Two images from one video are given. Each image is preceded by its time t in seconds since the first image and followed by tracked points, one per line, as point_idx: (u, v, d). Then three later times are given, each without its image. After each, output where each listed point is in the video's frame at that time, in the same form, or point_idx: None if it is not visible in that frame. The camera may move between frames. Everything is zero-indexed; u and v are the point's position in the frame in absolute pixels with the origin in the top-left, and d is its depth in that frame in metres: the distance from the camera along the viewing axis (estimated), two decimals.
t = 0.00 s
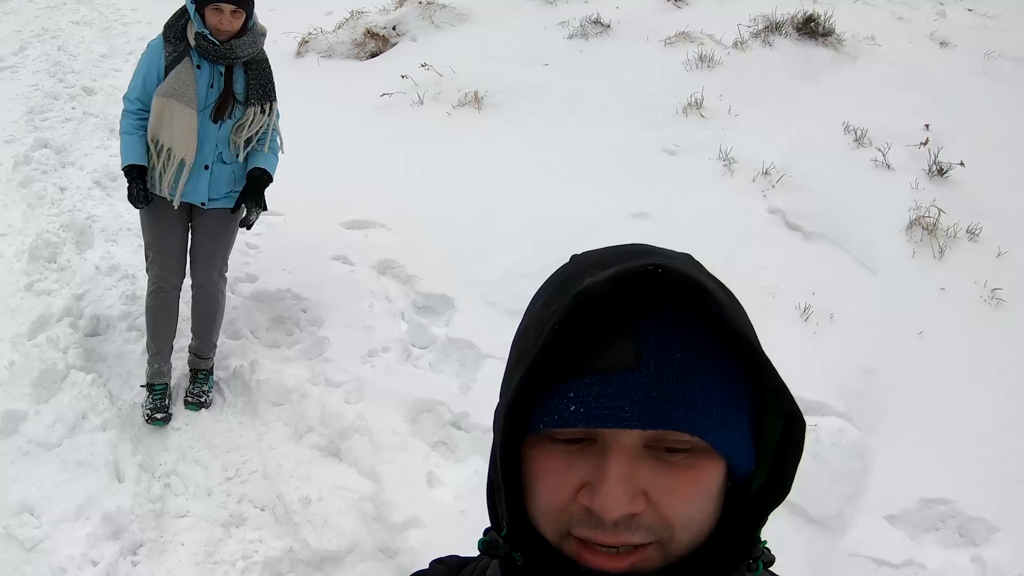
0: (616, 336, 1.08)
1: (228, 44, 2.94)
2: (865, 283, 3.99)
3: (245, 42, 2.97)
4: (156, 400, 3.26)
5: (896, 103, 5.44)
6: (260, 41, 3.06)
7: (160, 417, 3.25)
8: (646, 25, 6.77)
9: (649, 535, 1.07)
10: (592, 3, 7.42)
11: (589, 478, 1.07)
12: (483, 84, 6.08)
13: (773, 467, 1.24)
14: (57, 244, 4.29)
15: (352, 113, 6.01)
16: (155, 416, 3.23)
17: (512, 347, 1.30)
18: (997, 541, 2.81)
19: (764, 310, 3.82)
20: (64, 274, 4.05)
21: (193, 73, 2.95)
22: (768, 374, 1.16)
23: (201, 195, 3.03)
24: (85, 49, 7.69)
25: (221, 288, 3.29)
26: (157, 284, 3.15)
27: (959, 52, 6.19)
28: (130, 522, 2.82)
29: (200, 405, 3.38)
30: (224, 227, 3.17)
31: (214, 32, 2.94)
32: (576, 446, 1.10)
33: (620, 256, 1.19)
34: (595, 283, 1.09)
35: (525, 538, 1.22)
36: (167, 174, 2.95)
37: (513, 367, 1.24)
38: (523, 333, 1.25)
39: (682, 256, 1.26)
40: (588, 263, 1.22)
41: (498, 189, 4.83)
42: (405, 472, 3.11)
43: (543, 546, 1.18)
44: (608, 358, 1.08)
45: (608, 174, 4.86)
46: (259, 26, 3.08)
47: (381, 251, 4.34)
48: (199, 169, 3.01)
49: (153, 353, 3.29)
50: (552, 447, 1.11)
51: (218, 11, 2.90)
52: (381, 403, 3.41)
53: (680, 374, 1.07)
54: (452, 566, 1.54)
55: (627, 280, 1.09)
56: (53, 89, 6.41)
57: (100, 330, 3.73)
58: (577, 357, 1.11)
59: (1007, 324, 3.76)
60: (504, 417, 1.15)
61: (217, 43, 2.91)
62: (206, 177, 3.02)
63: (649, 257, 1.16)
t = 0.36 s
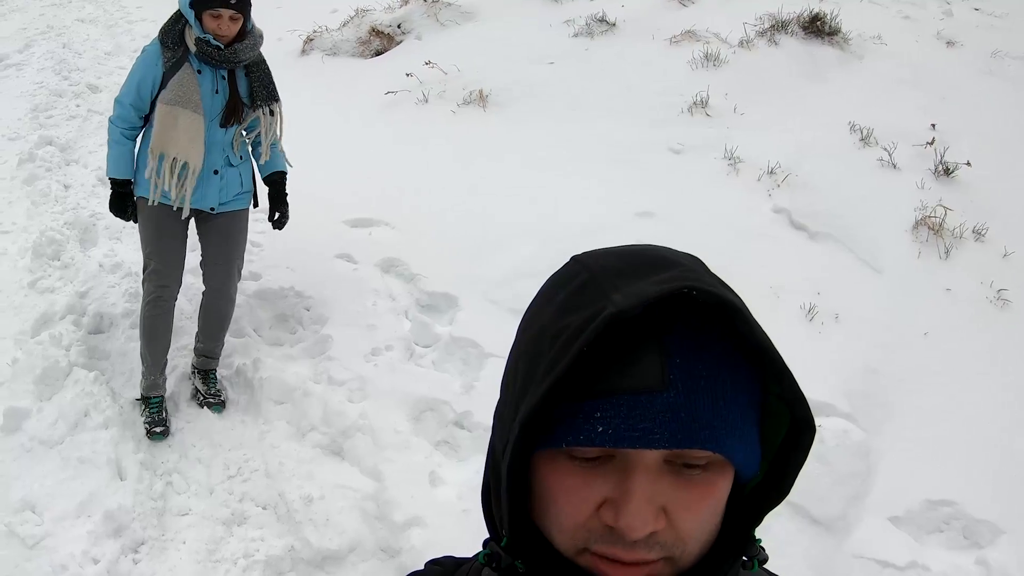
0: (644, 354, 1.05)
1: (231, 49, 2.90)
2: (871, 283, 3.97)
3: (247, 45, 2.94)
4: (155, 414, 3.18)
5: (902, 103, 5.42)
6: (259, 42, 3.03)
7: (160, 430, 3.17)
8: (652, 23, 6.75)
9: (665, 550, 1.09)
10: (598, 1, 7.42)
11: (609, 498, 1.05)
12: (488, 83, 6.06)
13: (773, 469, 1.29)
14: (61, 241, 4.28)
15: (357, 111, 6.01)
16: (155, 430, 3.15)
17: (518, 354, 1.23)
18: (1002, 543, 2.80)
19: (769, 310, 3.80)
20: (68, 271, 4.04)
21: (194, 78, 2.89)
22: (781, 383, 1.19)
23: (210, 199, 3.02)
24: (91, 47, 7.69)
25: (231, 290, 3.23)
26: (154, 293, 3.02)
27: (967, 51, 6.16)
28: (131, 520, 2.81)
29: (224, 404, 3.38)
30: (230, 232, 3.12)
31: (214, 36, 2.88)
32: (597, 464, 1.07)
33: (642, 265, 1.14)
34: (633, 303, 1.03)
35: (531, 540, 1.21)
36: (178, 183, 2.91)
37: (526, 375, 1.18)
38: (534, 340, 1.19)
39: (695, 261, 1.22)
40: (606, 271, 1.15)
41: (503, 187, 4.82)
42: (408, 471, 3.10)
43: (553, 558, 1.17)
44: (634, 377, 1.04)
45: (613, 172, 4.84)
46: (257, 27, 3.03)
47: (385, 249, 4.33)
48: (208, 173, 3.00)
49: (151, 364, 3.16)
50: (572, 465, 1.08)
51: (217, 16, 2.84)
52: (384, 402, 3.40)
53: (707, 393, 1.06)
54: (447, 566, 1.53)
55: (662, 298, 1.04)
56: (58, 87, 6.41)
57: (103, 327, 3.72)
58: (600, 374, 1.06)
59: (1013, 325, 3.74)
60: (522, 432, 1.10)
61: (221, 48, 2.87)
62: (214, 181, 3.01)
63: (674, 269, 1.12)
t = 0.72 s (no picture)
0: (633, 341, 1.05)
1: (242, 57, 2.88)
2: (877, 285, 3.95)
3: (254, 52, 2.93)
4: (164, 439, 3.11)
5: (909, 104, 5.41)
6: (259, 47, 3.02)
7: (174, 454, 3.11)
8: (658, 23, 6.74)
9: (656, 542, 1.06)
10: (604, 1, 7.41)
11: (598, 485, 1.04)
12: (493, 82, 6.06)
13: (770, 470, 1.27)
14: (64, 239, 4.28)
15: (362, 110, 6.01)
16: (169, 454, 3.09)
17: (515, 347, 1.24)
18: (1006, 548, 2.78)
19: (773, 312, 3.79)
20: (72, 270, 4.04)
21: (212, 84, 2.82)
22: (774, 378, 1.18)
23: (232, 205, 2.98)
24: (96, 45, 7.70)
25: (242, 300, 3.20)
26: (165, 315, 2.90)
27: (974, 52, 6.15)
28: (132, 519, 2.81)
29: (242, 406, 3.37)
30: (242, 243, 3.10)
31: (226, 45, 2.83)
32: (587, 452, 1.06)
33: (635, 257, 1.16)
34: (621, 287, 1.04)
35: (525, 539, 1.20)
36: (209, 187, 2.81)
37: (518, 367, 1.19)
38: (528, 333, 1.20)
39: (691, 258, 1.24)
40: (600, 264, 1.17)
41: (508, 186, 4.81)
42: (410, 471, 3.09)
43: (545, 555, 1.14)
44: (625, 363, 1.04)
45: (618, 172, 4.83)
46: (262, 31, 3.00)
47: (389, 248, 4.32)
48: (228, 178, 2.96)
49: (154, 388, 3.04)
50: (561, 453, 1.07)
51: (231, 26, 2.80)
52: (387, 402, 3.39)
53: (697, 382, 1.05)
54: (442, 567, 1.52)
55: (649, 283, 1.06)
56: (63, 85, 6.41)
57: (106, 325, 3.72)
58: (592, 362, 1.07)
59: (1019, 327, 3.72)
60: (512, 420, 1.10)
61: (234, 57, 2.85)
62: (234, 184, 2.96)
63: (666, 260, 1.14)
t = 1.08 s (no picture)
0: (621, 319, 1.14)
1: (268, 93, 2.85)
2: (881, 286, 3.94)
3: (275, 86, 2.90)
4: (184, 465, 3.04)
5: (914, 104, 5.40)
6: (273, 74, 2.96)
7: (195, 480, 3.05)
8: (663, 22, 6.74)
9: (651, 518, 1.08)
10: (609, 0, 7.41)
11: (591, 458, 1.08)
12: (497, 81, 6.05)
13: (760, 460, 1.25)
14: (68, 239, 4.28)
15: (367, 109, 6.00)
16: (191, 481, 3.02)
17: (514, 344, 1.32)
18: (1011, 550, 2.76)
19: (778, 312, 3.77)
20: (75, 269, 4.04)
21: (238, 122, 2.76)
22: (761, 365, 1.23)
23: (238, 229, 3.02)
24: (100, 44, 7.71)
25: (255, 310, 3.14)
26: (186, 349, 2.79)
27: (980, 52, 6.13)
28: (134, 520, 2.80)
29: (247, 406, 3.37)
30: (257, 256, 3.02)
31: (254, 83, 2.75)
32: (580, 428, 1.12)
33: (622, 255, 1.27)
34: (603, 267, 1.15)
35: (523, 532, 1.20)
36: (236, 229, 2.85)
37: (515, 360, 1.27)
38: (526, 328, 1.29)
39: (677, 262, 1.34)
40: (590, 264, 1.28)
41: (512, 186, 4.80)
42: (413, 472, 3.08)
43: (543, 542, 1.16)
44: (613, 339, 1.13)
45: (622, 172, 4.82)
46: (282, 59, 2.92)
47: (393, 248, 4.31)
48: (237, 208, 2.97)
49: (174, 416, 2.96)
50: (554, 430, 1.13)
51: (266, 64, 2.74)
52: (390, 402, 3.38)
53: (682, 356, 1.13)
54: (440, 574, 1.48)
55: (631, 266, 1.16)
56: (67, 84, 6.42)
57: (109, 325, 3.72)
58: (583, 340, 1.15)
59: None
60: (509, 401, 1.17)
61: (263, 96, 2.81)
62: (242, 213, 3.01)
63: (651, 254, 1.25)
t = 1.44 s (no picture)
0: (607, 309, 1.18)
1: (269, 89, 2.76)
2: (879, 283, 3.93)
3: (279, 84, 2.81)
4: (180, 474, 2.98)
5: (911, 101, 5.40)
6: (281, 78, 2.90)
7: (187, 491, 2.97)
8: (659, 20, 6.75)
9: (644, 501, 1.09)
10: None
11: (582, 443, 1.10)
12: (494, 80, 6.05)
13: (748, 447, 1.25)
14: (64, 238, 4.27)
15: (363, 107, 6.00)
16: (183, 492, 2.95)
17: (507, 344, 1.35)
18: (1010, 548, 2.75)
19: (775, 310, 3.77)
20: (71, 269, 4.03)
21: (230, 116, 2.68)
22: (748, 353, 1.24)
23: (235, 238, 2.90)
24: (97, 43, 7.70)
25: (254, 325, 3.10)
26: (169, 347, 2.76)
27: (977, 49, 6.14)
28: (131, 520, 2.79)
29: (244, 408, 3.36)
30: (255, 267, 2.98)
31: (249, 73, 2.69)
32: (572, 416, 1.14)
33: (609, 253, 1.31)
34: (591, 257, 1.18)
35: (518, 523, 1.20)
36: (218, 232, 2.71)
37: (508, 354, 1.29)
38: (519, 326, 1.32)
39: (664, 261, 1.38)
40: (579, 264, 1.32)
41: (509, 184, 4.79)
42: (410, 470, 3.08)
43: (538, 531, 1.16)
44: (600, 327, 1.16)
45: (619, 170, 4.82)
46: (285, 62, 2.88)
47: (390, 246, 4.31)
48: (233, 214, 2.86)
49: (172, 421, 2.95)
50: (545, 418, 1.15)
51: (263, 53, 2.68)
52: (387, 401, 3.37)
53: (668, 341, 1.15)
54: None
55: (618, 257, 1.19)
56: (63, 83, 6.41)
57: (105, 325, 3.71)
58: (572, 330, 1.18)
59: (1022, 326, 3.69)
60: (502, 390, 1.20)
61: (261, 89, 2.72)
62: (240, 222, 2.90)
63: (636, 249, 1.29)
